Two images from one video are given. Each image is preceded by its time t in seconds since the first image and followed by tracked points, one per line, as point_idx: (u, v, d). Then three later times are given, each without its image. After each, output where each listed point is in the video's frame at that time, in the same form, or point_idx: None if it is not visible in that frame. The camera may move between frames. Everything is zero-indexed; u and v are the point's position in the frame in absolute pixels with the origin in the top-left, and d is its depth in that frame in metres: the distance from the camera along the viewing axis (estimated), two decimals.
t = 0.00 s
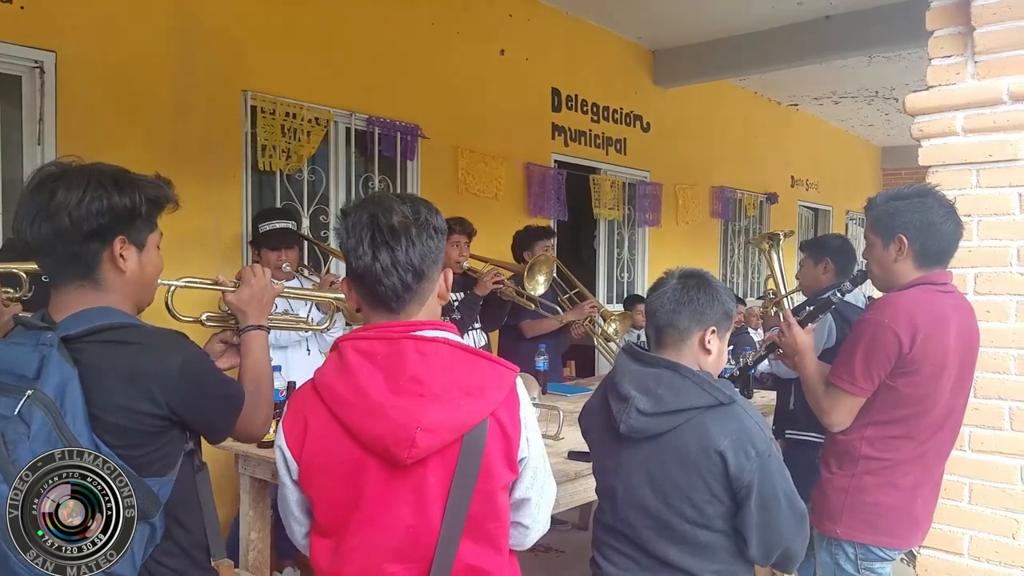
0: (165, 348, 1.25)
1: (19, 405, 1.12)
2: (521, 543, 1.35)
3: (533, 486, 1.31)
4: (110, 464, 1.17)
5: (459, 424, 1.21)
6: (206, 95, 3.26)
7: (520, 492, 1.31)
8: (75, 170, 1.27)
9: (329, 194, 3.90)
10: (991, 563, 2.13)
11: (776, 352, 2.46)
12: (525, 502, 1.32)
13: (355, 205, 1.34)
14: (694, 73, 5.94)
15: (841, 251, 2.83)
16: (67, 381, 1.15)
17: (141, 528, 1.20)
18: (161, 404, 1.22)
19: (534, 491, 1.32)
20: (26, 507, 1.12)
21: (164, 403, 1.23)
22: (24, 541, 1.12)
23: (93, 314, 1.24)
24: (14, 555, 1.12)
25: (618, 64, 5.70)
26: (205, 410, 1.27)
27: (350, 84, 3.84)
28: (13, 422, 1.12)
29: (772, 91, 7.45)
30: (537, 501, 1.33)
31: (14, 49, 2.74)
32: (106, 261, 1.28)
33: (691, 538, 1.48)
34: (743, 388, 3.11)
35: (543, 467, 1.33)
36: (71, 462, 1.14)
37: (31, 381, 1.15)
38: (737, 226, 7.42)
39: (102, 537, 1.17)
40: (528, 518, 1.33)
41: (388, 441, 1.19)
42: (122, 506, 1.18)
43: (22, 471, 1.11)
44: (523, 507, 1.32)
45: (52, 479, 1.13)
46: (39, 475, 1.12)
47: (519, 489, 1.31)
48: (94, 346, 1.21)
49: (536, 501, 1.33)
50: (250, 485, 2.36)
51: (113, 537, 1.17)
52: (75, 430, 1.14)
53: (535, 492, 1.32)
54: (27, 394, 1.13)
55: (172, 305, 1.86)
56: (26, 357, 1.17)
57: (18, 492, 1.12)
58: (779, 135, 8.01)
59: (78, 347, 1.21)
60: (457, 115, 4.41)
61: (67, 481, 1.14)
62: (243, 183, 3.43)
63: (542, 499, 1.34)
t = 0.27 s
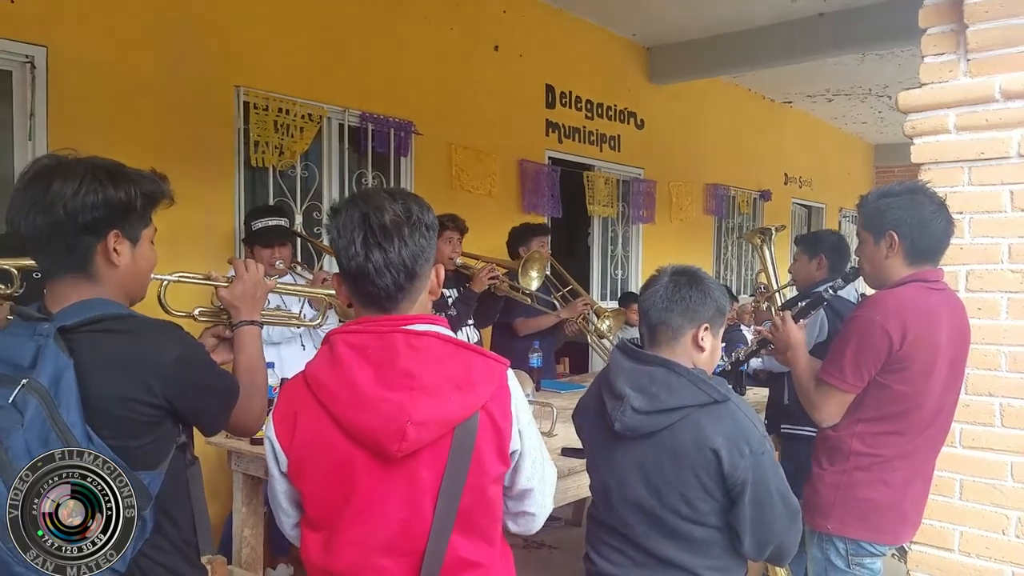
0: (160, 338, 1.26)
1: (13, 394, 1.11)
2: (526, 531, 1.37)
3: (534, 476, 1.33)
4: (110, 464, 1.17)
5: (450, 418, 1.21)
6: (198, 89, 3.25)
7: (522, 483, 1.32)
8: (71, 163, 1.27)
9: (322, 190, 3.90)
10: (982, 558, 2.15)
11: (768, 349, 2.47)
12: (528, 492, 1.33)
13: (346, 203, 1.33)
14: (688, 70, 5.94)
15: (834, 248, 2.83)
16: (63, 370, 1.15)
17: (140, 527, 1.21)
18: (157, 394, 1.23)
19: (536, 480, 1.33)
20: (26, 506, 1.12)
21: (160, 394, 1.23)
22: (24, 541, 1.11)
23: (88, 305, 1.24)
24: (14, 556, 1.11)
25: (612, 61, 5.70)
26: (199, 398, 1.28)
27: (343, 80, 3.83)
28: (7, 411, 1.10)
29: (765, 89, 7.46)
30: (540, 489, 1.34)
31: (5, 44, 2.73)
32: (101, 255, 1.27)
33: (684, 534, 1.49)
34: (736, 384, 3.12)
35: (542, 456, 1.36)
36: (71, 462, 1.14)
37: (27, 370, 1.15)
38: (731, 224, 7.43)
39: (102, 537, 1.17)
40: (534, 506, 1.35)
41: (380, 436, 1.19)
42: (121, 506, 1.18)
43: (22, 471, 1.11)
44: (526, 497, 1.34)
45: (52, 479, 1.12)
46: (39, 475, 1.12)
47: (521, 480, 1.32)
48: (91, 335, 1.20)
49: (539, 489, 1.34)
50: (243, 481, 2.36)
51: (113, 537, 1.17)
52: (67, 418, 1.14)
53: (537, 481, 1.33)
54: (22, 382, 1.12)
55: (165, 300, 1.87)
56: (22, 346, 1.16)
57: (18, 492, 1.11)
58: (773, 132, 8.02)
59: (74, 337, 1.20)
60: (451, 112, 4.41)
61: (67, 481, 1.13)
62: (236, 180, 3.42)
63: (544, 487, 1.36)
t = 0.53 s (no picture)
0: (152, 331, 1.26)
1: (3, 386, 1.11)
2: (532, 512, 1.42)
3: (536, 466, 1.34)
4: (110, 464, 1.17)
5: (443, 414, 1.21)
6: (189, 86, 3.24)
7: (525, 473, 1.34)
8: (62, 161, 1.26)
9: (314, 187, 3.89)
10: (971, 555, 2.16)
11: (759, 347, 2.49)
12: (531, 480, 1.35)
13: (336, 201, 1.33)
14: (680, 69, 5.95)
15: (826, 247, 2.84)
16: (53, 363, 1.15)
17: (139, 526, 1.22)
18: (148, 386, 1.23)
19: (538, 470, 1.35)
20: (27, 506, 1.12)
21: (152, 386, 1.23)
22: (24, 541, 1.12)
23: (82, 297, 1.24)
24: (14, 556, 1.12)
25: (605, 59, 5.71)
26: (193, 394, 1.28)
27: (336, 78, 3.82)
28: None
29: (757, 87, 7.48)
30: (542, 479, 1.36)
31: None
32: (94, 253, 1.27)
33: (678, 531, 1.50)
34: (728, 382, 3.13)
35: (543, 448, 1.36)
36: (71, 462, 1.14)
37: (17, 363, 1.15)
38: (723, 222, 7.45)
39: (102, 537, 1.18)
40: (540, 492, 1.38)
41: (373, 432, 1.20)
42: (122, 506, 1.19)
43: (22, 471, 1.11)
44: (529, 485, 1.36)
45: (51, 479, 1.13)
46: (39, 475, 1.12)
47: (524, 470, 1.34)
48: (83, 327, 1.21)
49: (542, 479, 1.36)
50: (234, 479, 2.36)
51: (113, 537, 1.19)
52: (56, 413, 1.14)
53: (539, 471, 1.35)
54: (11, 374, 1.12)
55: (160, 295, 1.88)
56: (13, 338, 1.17)
57: (18, 492, 1.12)
58: (765, 130, 8.04)
59: (66, 330, 1.20)
60: (443, 109, 4.41)
61: (67, 481, 1.14)
62: (228, 177, 3.41)
63: (546, 477, 1.37)
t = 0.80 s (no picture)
0: (138, 326, 1.26)
1: None
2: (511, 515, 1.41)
3: (519, 466, 1.35)
4: (110, 464, 1.20)
5: (433, 412, 1.21)
6: (181, 84, 3.23)
7: (507, 473, 1.34)
8: (42, 161, 1.25)
9: (306, 187, 3.88)
10: (959, 554, 2.18)
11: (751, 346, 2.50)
12: (512, 481, 1.35)
13: (321, 202, 1.32)
14: (671, 70, 5.96)
15: (820, 249, 2.86)
16: (38, 359, 1.15)
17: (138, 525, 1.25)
18: (136, 379, 1.23)
19: (521, 470, 1.35)
20: (26, 507, 1.14)
21: (139, 379, 1.24)
22: (24, 541, 1.14)
23: (69, 291, 1.25)
24: (15, 556, 1.13)
25: (596, 59, 5.72)
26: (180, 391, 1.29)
27: (327, 77, 3.82)
28: None
29: (748, 88, 7.51)
30: (524, 480, 1.37)
31: None
32: (79, 253, 1.27)
33: (668, 531, 1.50)
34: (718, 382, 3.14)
35: (528, 446, 1.37)
36: (71, 462, 1.16)
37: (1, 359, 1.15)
38: (714, 223, 7.47)
39: (102, 537, 1.21)
40: (518, 495, 1.37)
41: (363, 431, 1.20)
42: (121, 506, 1.22)
43: (22, 471, 1.13)
44: (510, 485, 1.36)
45: (52, 479, 1.15)
46: (39, 475, 1.14)
47: (506, 470, 1.34)
48: (68, 322, 1.21)
49: (523, 479, 1.36)
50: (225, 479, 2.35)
51: (113, 537, 1.22)
52: (41, 408, 1.14)
53: (522, 471, 1.35)
54: None
55: (150, 291, 1.87)
56: None
57: (18, 492, 1.13)
58: (756, 131, 8.07)
59: (51, 325, 1.20)
60: (435, 109, 4.41)
61: (67, 481, 1.16)
62: (219, 176, 3.40)
63: (529, 477, 1.37)
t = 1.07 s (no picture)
0: (124, 324, 1.26)
1: None
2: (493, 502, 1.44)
3: (508, 458, 1.35)
4: (110, 464, 1.22)
5: (419, 412, 1.21)
6: (170, 85, 3.22)
7: (495, 464, 1.34)
8: (18, 161, 1.25)
9: (296, 188, 3.87)
10: (948, 554, 2.19)
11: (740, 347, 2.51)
12: (500, 473, 1.36)
13: (303, 207, 1.31)
14: (662, 71, 5.98)
15: (813, 252, 2.87)
16: (23, 358, 1.16)
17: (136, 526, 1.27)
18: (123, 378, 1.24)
19: (510, 462, 1.35)
20: (26, 506, 1.15)
21: (128, 378, 1.25)
22: (24, 541, 1.15)
23: (55, 290, 1.25)
24: (14, 556, 1.15)
25: (587, 61, 5.73)
26: (166, 389, 1.29)
27: (318, 78, 3.81)
28: None
29: (738, 90, 7.53)
30: (511, 472, 1.37)
31: None
32: (61, 254, 1.27)
33: (657, 533, 1.51)
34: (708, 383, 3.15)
35: (520, 438, 1.38)
36: (71, 462, 1.17)
37: None
38: (704, 224, 7.49)
39: (101, 537, 1.22)
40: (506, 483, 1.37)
41: (349, 433, 1.20)
42: (121, 506, 1.23)
43: (22, 471, 1.14)
44: (498, 476, 1.36)
45: (52, 479, 1.16)
46: (39, 475, 1.15)
47: (495, 462, 1.34)
48: (54, 322, 1.21)
49: (511, 472, 1.36)
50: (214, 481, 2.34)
51: (112, 537, 1.23)
52: (27, 408, 1.14)
53: (510, 463, 1.35)
54: None
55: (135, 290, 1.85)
56: None
57: (18, 492, 1.14)
58: (746, 133, 8.10)
59: (36, 325, 1.20)
60: (426, 110, 4.40)
61: (67, 481, 1.17)
62: (209, 177, 3.39)
63: (517, 469, 1.38)
